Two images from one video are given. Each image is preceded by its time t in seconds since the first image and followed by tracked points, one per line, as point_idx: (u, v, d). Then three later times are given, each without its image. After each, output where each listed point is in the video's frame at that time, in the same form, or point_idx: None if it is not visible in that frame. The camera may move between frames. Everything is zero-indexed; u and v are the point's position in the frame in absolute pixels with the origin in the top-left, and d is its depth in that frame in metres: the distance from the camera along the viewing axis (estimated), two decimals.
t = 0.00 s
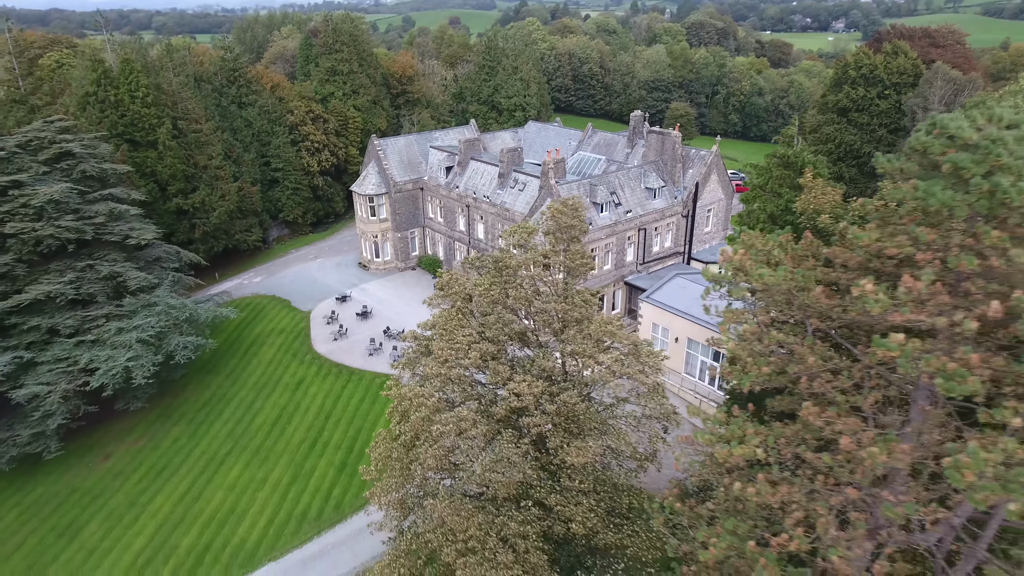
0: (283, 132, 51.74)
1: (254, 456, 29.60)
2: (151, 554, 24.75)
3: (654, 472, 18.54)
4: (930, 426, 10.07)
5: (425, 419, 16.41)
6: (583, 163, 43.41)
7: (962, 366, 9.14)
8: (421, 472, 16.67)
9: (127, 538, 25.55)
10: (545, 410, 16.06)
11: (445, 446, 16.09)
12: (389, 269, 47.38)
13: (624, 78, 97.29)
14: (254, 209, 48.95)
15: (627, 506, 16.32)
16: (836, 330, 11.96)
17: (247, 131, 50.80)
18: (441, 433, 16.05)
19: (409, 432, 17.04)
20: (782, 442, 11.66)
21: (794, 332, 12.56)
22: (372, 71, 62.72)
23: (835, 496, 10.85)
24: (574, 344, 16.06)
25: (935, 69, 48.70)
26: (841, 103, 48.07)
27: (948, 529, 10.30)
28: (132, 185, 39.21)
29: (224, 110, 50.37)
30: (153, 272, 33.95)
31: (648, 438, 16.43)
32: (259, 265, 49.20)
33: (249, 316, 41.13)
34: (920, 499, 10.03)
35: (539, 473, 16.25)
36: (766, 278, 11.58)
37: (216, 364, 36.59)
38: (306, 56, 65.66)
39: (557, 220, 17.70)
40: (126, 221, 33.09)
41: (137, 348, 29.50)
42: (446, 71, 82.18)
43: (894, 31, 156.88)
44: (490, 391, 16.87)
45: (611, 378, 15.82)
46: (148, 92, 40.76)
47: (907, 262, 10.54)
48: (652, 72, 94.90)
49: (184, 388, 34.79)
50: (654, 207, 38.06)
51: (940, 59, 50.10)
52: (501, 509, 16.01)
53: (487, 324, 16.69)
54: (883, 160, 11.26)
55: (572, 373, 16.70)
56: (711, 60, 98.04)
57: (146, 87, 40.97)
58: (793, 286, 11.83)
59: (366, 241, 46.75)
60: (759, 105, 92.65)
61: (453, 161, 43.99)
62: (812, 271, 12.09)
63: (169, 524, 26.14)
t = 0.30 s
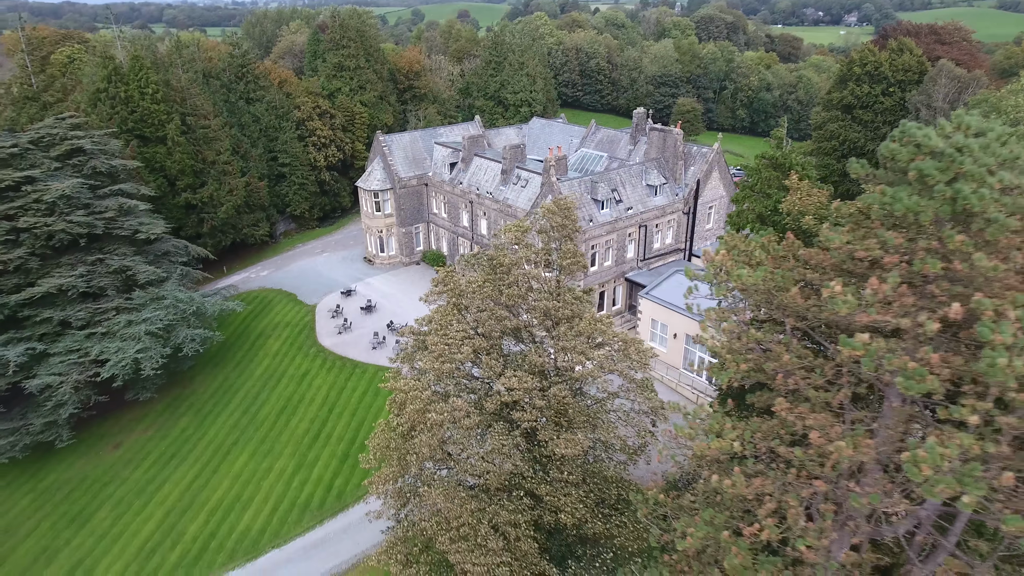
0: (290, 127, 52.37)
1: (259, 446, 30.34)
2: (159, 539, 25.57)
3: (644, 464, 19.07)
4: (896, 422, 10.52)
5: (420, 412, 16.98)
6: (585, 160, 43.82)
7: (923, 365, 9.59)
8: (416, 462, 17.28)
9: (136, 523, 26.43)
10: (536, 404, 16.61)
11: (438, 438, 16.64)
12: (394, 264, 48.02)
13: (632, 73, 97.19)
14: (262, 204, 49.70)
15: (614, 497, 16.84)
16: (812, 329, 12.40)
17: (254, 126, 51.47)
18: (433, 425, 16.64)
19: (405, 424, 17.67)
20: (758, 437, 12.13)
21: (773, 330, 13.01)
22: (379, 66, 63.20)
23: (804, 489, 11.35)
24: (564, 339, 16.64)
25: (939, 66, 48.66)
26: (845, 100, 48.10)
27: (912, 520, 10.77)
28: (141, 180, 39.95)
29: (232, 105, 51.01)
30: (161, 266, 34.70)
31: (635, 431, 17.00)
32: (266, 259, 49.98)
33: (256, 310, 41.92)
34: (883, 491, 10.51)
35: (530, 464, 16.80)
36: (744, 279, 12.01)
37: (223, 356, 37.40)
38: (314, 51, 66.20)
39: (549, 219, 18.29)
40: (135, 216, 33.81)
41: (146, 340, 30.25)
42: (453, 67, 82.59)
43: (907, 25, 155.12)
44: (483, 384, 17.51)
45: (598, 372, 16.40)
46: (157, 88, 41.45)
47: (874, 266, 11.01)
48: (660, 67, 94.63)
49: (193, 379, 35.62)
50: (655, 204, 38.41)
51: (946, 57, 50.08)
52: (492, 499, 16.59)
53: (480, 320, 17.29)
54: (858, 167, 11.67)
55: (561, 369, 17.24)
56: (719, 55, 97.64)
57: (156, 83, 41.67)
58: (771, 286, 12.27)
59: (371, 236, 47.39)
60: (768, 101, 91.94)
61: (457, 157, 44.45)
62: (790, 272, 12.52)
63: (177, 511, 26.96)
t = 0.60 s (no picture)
0: (298, 125, 53.06)
1: (265, 440, 31.03)
2: (167, 529, 26.32)
3: (636, 459, 19.55)
4: (867, 421, 10.94)
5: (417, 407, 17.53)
6: (589, 160, 44.21)
7: (890, 367, 10.02)
8: (413, 456, 17.84)
9: (146, 513, 27.21)
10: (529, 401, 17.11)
11: (433, 433, 17.18)
12: (399, 261, 48.67)
13: (640, 71, 97.26)
14: (270, 201, 50.43)
15: (605, 492, 17.36)
16: (792, 330, 12.82)
17: (263, 125, 52.19)
18: (429, 421, 17.19)
19: (403, 419, 18.25)
20: (738, 434, 12.59)
21: (755, 331, 13.46)
22: (386, 65, 63.78)
23: (780, 485, 11.80)
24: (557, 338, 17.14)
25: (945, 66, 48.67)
26: (850, 100, 48.21)
27: (881, 516, 11.23)
28: (152, 178, 40.70)
29: (241, 104, 51.72)
30: (170, 263, 35.44)
31: (625, 428, 17.52)
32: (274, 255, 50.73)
33: (262, 306, 42.61)
34: (854, 487, 10.96)
35: (523, 459, 17.32)
36: (725, 281, 12.43)
37: (231, 351, 38.16)
38: (322, 49, 66.83)
39: (544, 221, 18.82)
40: (145, 214, 34.53)
41: (155, 335, 30.97)
42: (461, 65, 83.06)
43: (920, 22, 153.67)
44: (478, 381, 18.04)
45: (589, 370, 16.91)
46: (168, 87, 42.18)
47: (848, 270, 11.43)
48: (668, 65, 94.66)
49: (201, 373, 36.39)
50: (657, 203, 38.76)
51: (953, 57, 50.05)
52: (486, 492, 17.11)
53: (476, 319, 17.81)
54: (835, 175, 12.08)
55: (554, 368, 17.75)
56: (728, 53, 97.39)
57: (166, 83, 42.41)
58: (752, 289, 12.68)
59: (377, 234, 48.05)
60: (776, 99, 91.69)
61: (462, 156, 44.94)
62: (771, 275, 12.95)
63: (184, 502, 27.71)
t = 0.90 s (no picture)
0: (306, 127, 53.81)
1: (270, 436, 31.67)
2: (173, 523, 26.99)
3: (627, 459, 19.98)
4: (839, 422, 11.35)
5: (413, 406, 18.04)
6: (592, 163, 44.63)
7: (859, 371, 10.43)
8: (410, 453, 18.35)
9: (153, 506, 27.89)
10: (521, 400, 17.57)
11: (429, 431, 17.67)
12: (404, 262, 49.26)
13: (647, 73, 97.44)
14: (277, 202, 51.19)
15: (596, 490, 17.82)
16: (772, 335, 13.23)
17: (271, 126, 52.97)
18: (425, 419, 17.68)
19: (401, 417, 18.77)
20: (719, 435, 13.02)
21: (737, 335, 13.87)
22: (394, 67, 64.41)
23: (757, 484, 12.23)
24: (548, 341, 17.61)
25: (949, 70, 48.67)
26: (853, 104, 48.34)
27: (854, 514, 11.63)
28: (162, 179, 41.50)
29: (250, 106, 52.51)
30: (179, 262, 36.19)
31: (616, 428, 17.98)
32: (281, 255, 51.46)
33: (269, 305, 43.30)
34: (827, 486, 11.38)
35: (516, 457, 17.78)
36: (707, 286, 12.84)
37: (238, 349, 38.87)
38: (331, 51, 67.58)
39: (538, 226, 19.29)
40: (155, 214, 35.30)
41: (163, 333, 31.70)
42: (468, 67, 83.62)
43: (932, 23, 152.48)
44: (474, 381, 18.53)
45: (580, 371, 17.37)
46: (178, 90, 43.00)
47: (824, 277, 11.85)
48: (676, 66, 94.82)
49: (208, 370, 37.10)
50: (658, 206, 39.14)
51: (958, 61, 50.05)
52: (479, 489, 17.60)
53: (471, 321, 18.30)
54: (814, 185, 12.50)
55: (547, 369, 18.24)
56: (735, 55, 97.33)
57: (176, 85, 43.22)
58: (735, 294, 13.11)
59: (382, 234, 48.65)
60: (784, 101, 91.53)
61: (466, 159, 45.46)
62: (753, 281, 13.37)
63: (190, 496, 28.36)
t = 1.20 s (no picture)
0: (312, 128, 54.51)
1: (273, 433, 32.29)
2: (178, 517, 27.62)
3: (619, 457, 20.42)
4: (813, 422, 11.77)
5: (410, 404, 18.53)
6: (593, 165, 45.03)
7: (831, 373, 10.86)
8: (406, 450, 18.86)
9: (158, 501, 28.54)
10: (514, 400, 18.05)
11: (425, 429, 18.16)
12: (408, 262, 49.84)
13: (652, 75, 97.56)
14: (283, 203, 51.90)
15: (587, 488, 18.29)
16: (754, 338, 13.65)
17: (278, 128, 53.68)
18: (421, 418, 18.16)
19: (398, 415, 19.29)
20: (701, 435, 13.45)
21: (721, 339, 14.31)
22: (400, 69, 65.01)
23: (737, 482, 12.66)
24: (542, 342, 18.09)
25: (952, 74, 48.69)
26: (855, 107, 48.49)
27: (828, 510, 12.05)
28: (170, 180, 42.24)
29: (257, 107, 53.24)
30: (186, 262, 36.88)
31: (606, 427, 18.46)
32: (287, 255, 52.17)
33: (274, 304, 43.97)
34: (802, 484, 11.80)
35: (509, 455, 18.26)
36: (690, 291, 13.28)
37: (244, 348, 39.54)
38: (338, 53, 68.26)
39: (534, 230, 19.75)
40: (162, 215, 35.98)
41: (170, 331, 32.38)
42: (474, 68, 84.14)
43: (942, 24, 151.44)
44: (469, 380, 19.03)
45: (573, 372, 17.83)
46: (187, 92, 43.72)
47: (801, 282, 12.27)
48: (681, 68, 94.92)
49: (214, 368, 37.77)
50: (659, 209, 39.51)
51: (962, 65, 50.04)
52: (473, 486, 18.08)
53: (467, 322, 18.79)
54: (794, 193, 12.92)
55: (540, 369, 18.71)
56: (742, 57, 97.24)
57: (185, 88, 43.94)
58: (717, 299, 13.57)
59: (386, 235, 49.26)
60: (790, 103, 91.46)
61: (470, 161, 45.98)
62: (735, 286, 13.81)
63: (194, 491, 29.00)
